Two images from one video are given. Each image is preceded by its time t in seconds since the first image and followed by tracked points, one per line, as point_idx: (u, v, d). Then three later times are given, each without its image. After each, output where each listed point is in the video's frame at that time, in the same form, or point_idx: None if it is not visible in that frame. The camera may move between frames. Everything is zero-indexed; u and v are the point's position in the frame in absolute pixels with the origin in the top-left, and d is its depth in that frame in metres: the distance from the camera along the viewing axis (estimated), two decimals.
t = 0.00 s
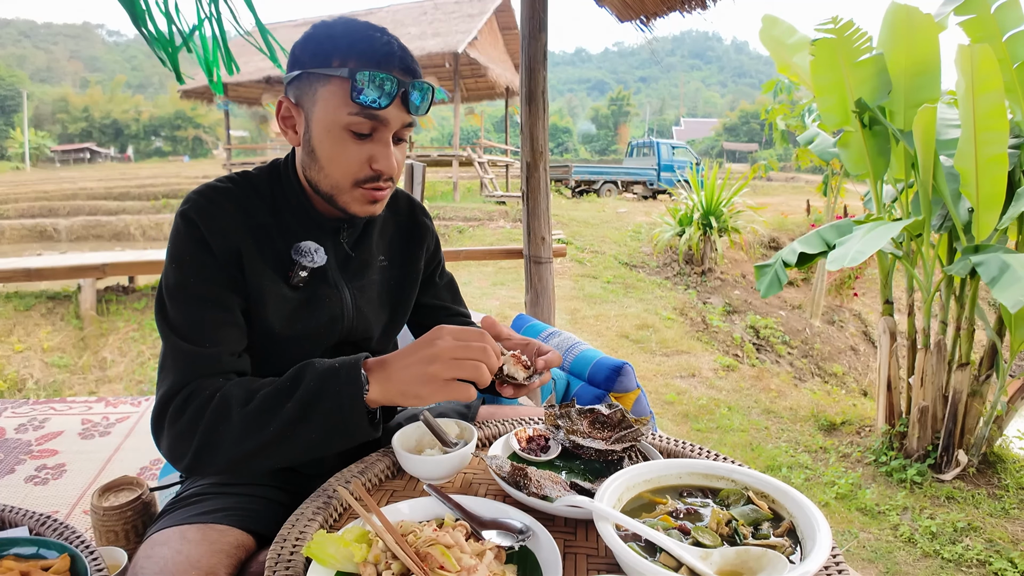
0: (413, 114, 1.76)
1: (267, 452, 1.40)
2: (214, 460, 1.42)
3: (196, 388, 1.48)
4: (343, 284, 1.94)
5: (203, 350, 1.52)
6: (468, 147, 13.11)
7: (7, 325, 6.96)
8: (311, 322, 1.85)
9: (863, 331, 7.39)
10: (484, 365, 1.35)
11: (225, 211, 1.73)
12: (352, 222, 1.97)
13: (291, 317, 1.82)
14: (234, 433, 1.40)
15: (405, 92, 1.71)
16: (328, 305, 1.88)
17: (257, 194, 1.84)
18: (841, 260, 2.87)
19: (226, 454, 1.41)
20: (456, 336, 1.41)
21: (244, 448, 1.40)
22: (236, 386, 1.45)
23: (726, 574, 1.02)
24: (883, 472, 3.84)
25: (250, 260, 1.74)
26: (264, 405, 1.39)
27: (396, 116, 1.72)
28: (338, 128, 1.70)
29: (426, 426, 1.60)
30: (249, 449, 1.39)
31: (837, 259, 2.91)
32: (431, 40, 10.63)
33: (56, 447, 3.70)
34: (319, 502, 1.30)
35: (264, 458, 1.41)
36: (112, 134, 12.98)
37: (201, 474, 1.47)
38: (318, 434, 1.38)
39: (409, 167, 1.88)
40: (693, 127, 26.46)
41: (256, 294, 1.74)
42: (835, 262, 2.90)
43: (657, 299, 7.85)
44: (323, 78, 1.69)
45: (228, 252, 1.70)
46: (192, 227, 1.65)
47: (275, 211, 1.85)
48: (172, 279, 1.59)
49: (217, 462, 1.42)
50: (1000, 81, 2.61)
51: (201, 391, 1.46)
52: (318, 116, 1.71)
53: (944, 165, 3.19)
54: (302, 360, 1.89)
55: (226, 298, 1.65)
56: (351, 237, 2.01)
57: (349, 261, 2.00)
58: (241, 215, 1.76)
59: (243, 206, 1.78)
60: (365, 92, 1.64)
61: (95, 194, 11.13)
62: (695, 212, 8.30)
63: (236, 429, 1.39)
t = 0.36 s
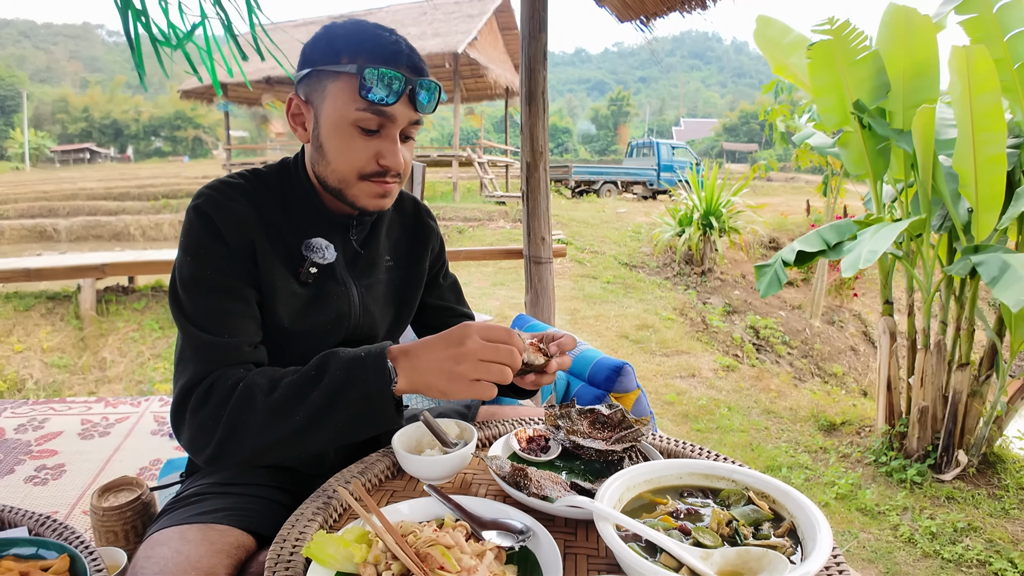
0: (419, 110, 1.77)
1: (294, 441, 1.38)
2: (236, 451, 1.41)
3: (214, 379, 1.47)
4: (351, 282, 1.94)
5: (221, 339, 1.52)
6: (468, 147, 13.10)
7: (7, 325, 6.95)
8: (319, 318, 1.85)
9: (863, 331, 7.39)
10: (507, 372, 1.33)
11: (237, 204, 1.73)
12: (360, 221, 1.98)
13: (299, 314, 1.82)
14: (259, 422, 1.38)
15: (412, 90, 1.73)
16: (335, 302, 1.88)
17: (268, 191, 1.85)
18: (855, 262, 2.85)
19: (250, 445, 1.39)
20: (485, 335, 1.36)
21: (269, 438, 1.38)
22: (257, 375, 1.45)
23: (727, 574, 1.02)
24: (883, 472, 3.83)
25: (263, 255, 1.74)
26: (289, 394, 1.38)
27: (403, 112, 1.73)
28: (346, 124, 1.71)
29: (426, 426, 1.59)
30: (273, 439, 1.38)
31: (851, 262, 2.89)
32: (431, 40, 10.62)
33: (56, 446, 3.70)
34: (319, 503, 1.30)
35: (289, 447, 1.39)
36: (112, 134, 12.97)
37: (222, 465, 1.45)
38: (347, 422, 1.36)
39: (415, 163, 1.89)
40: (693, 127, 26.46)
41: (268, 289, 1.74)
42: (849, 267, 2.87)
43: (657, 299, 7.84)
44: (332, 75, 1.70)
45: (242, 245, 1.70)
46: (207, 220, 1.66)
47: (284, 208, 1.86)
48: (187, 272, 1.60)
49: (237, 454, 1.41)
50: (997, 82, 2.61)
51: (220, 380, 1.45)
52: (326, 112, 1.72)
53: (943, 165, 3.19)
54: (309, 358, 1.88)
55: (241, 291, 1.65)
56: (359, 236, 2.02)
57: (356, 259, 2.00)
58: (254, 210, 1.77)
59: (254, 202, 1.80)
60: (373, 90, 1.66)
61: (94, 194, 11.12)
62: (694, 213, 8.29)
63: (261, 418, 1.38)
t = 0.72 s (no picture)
0: (422, 109, 1.78)
1: (312, 435, 1.36)
2: (250, 445, 1.39)
3: (227, 371, 1.46)
4: (355, 278, 1.94)
5: (230, 331, 1.51)
6: (468, 147, 13.10)
7: (7, 326, 6.94)
8: (323, 313, 1.85)
9: (863, 331, 7.40)
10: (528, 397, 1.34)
11: (245, 198, 1.73)
12: (364, 217, 1.98)
13: (305, 309, 1.82)
14: (275, 416, 1.36)
15: (415, 89, 1.73)
16: (340, 298, 1.88)
17: (274, 187, 1.86)
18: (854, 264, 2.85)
19: (266, 438, 1.37)
20: (516, 361, 1.32)
21: (286, 431, 1.36)
22: (273, 367, 1.44)
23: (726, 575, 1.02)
24: (883, 472, 3.83)
25: (271, 248, 1.74)
26: (305, 387, 1.36)
27: (407, 111, 1.73)
28: (350, 122, 1.71)
29: (427, 426, 1.59)
30: (291, 432, 1.36)
31: (849, 264, 2.90)
32: (431, 40, 10.62)
33: (55, 447, 3.70)
34: (317, 503, 1.30)
35: (306, 441, 1.37)
36: (112, 134, 12.97)
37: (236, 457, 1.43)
38: (367, 418, 1.34)
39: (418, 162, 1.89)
40: (693, 127, 26.48)
41: (275, 283, 1.75)
42: (848, 268, 2.87)
43: (657, 300, 7.84)
44: (335, 74, 1.70)
45: (251, 239, 1.70)
46: (216, 212, 1.66)
47: (290, 204, 1.87)
48: (197, 264, 1.60)
49: (253, 447, 1.39)
50: (996, 82, 2.61)
51: (233, 372, 1.45)
52: (330, 111, 1.72)
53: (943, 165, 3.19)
54: (313, 354, 1.88)
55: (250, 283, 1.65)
56: (363, 232, 2.02)
57: (360, 256, 2.00)
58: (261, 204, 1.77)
59: (261, 197, 1.80)
60: (376, 89, 1.66)
61: (94, 194, 11.11)
62: (694, 213, 8.28)
63: (277, 411, 1.36)
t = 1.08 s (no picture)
0: (418, 106, 1.78)
1: (315, 434, 1.35)
2: (252, 444, 1.39)
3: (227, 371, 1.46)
4: (354, 278, 1.94)
5: (230, 330, 1.51)
6: (467, 147, 13.09)
7: (6, 326, 6.93)
8: (323, 313, 1.85)
9: (863, 332, 7.40)
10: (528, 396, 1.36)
11: (244, 197, 1.74)
12: (363, 217, 1.99)
13: (304, 309, 1.82)
14: (278, 415, 1.36)
15: (410, 86, 1.73)
16: (339, 298, 1.88)
17: (273, 187, 1.86)
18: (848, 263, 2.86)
19: (268, 437, 1.37)
20: (515, 364, 1.33)
21: (288, 431, 1.36)
22: (274, 368, 1.44)
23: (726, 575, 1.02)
24: (883, 473, 3.83)
25: (271, 248, 1.75)
26: (309, 386, 1.36)
27: (402, 108, 1.73)
28: (347, 121, 1.71)
29: (427, 427, 1.59)
30: (293, 432, 1.35)
31: (843, 262, 2.90)
32: (431, 40, 10.62)
33: (55, 447, 3.70)
34: (317, 503, 1.30)
35: (308, 441, 1.37)
36: (111, 135, 12.96)
37: (237, 456, 1.43)
38: (371, 418, 1.34)
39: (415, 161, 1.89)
40: (693, 127, 26.46)
41: (274, 283, 1.75)
42: (841, 266, 2.88)
43: (657, 300, 7.85)
44: (330, 73, 1.70)
45: (250, 239, 1.71)
46: (215, 213, 1.66)
47: (288, 204, 1.87)
48: (196, 264, 1.60)
49: (254, 446, 1.39)
50: (996, 82, 2.61)
51: (233, 372, 1.45)
52: (326, 110, 1.72)
53: (943, 165, 3.19)
54: (312, 354, 1.88)
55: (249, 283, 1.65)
56: (361, 232, 2.02)
57: (359, 256, 2.00)
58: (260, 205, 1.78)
59: (260, 197, 1.81)
60: (371, 87, 1.66)
61: (94, 194, 11.10)
62: (694, 213, 8.28)
63: (279, 411, 1.36)
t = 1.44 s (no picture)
0: (415, 103, 1.78)
1: (316, 431, 1.35)
2: (252, 441, 1.39)
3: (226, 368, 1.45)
4: (352, 277, 1.94)
5: (230, 326, 1.50)
6: (467, 148, 13.09)
7: (6, 326, 6.93)
8: (321, 312, 1.85)
9: (863, 332, 7.40)
10: (530, 400, 1.36)
11: (242, 196, 1.74)
12: (360, 216, 1.98)
13: (303, 307, 1.82)
14: (279, 410, 1.36)
15: (406, 83, 1.73)
16: (337, 297, 1.88)
17: (270, 186, 1.86)
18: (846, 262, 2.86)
19: (270, 433, 1.37)
20: (520, 367, 1.33)
21: (290, 427, 1.36)
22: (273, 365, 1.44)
23: None
24: (883, 473, 3.83)
25: (269, 246, 1.75)
26: (310, 382, 1.35)
27: (399, 105, 1.73)
28: (344, 119, 1.71)
29: (428, 427, 1.59)
30: (294, 428, 1.36)
31: (841, 262, 2.90)
32: (431, 40, 10.63)
33: (55, 447, 3.70)
34: (317, 503, 1.30)
35: (310, 437, 1.37)
36: (111, 135, 12.96)
37: (237, 452, 1.43)
38: (373, 416, 1.34)
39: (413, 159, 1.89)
40: (693, 127, 26.46)
41: (272, 281, 1.74)
42: (838, 265, 2.88)
43: (657, 300, 7.85)
44: (327, 72, 1.70)
45: (248, 236, 1.71)
46: (213, 210, 1.66)
47: (286, 202, 1.87)
48: (194, 262, 1.60)
49: (254, 443, 1.39)
50: (996, 82, 2.61)
51: (232, 368, 1.44)
52: (324, 108, 1.72)
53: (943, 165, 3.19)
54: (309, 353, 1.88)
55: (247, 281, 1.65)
56: (359, 231, 2.02)
57: (356, 255, 2.00)
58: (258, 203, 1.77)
59: (258, 196, 1.81)
60: (368, 86, 1.66)
61: (94, 194, 11.10)
62: (694, 213, 8.29)
63: (280, 407, 1.36)
